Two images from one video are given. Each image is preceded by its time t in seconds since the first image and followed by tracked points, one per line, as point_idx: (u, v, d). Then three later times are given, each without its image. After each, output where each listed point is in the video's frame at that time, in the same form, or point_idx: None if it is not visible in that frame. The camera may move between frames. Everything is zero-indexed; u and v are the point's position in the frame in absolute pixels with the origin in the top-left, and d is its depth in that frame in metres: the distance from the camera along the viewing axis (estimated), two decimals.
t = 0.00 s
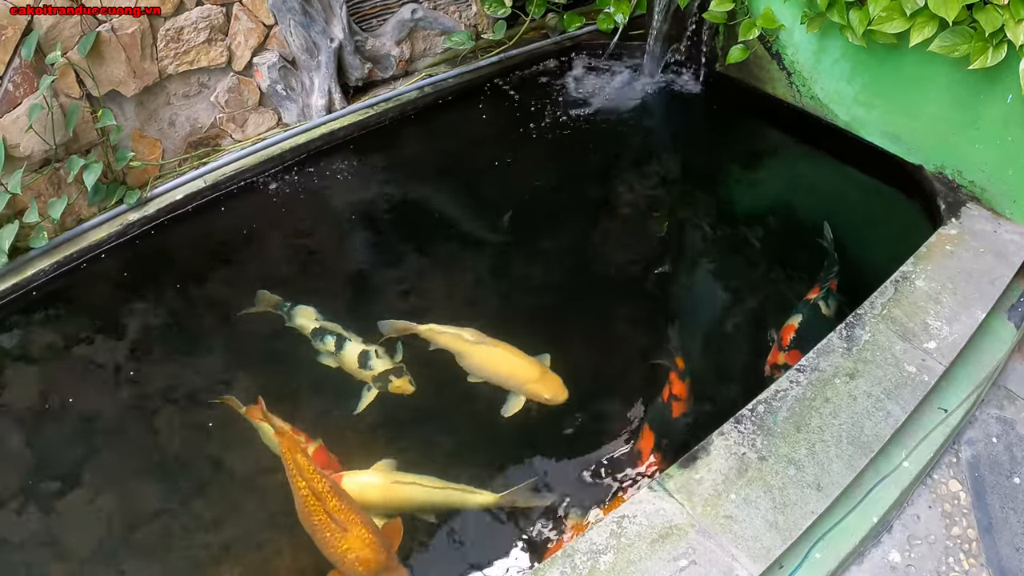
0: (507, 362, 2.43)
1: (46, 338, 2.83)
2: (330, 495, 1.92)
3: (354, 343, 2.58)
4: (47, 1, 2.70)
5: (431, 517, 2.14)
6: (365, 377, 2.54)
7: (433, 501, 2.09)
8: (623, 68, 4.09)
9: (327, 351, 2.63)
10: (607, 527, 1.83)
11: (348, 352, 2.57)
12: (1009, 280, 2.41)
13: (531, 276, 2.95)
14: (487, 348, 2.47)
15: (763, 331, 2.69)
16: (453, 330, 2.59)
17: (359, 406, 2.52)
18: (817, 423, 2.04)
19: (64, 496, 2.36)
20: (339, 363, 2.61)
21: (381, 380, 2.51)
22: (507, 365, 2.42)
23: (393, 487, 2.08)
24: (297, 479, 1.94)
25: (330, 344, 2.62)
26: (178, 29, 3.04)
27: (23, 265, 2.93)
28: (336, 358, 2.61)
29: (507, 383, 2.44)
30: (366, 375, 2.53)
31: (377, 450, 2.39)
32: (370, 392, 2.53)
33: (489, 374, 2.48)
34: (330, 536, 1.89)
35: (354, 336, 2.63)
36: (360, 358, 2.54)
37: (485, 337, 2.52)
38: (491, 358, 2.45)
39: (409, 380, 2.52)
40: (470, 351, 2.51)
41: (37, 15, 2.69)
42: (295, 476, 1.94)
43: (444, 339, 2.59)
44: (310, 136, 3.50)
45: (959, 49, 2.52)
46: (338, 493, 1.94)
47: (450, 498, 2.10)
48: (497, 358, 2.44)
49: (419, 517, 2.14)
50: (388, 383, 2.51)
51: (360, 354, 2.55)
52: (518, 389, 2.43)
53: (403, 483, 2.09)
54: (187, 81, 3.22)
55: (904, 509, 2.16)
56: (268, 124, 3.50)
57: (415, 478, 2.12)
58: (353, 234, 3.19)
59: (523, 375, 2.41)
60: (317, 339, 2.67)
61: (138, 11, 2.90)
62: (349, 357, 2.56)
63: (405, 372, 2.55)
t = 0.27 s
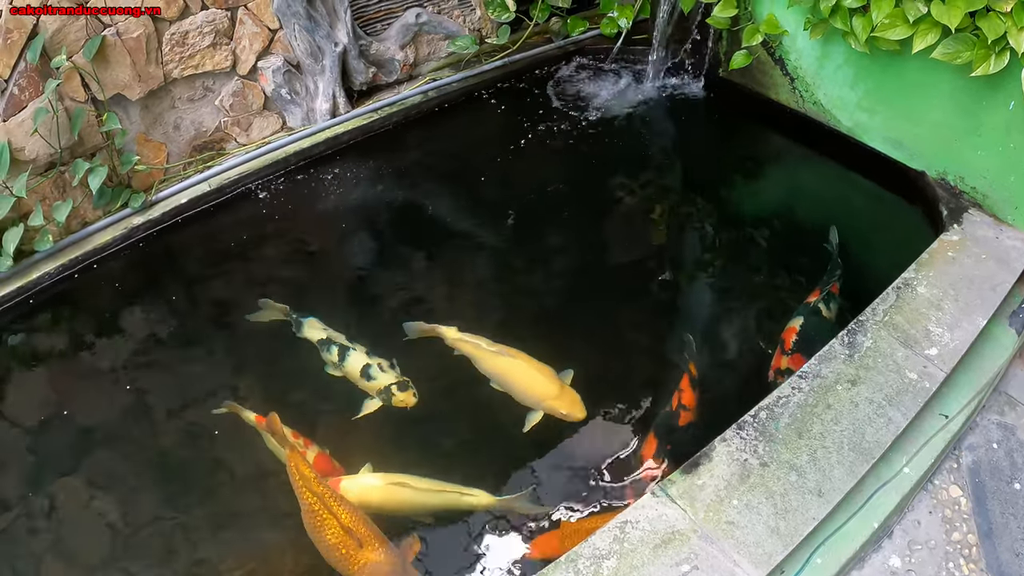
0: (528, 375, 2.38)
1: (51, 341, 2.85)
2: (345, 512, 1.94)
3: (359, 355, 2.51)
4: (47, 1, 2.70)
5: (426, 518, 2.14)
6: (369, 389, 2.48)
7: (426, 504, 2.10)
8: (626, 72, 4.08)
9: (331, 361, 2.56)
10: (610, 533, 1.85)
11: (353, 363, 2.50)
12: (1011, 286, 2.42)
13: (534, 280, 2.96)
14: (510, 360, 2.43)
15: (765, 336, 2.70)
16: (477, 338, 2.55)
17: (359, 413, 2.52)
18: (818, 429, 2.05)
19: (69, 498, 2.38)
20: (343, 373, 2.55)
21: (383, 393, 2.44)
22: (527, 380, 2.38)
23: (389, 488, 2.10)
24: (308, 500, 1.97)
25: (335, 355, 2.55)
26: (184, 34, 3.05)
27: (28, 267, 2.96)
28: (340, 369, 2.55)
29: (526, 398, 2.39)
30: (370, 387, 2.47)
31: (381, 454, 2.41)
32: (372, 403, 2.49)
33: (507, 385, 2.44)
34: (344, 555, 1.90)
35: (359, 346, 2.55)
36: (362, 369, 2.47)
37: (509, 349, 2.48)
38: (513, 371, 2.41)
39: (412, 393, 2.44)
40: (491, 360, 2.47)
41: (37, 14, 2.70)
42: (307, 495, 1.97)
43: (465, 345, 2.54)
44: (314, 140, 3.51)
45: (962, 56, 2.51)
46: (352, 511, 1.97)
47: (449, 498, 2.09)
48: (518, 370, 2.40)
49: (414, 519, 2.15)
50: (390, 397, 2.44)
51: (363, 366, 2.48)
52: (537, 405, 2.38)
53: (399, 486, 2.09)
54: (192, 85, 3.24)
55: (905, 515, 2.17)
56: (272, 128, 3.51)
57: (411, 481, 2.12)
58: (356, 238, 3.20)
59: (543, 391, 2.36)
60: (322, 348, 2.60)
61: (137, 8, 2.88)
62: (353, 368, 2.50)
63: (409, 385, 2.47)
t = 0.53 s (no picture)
0: (544, 388, 2.38)
1: (53, 342, 2.87)
2: (349, 524, 2.01)
3: (361, 366, 2.50)
4: (46, 1, 2.70)
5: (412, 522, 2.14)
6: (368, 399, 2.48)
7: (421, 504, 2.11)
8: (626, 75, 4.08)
9: (332, 371, 2.56)
10: (607, 536, 1.86)
11: (354, 374, 2.50)
12: (1009, 291, 2.42)
13: (533, 283, 2.97)
14: (528, 372, 2.42)
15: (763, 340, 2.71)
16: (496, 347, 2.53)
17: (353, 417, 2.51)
18: (815, 433, 2.06)
19: (70, 499, 2.39)
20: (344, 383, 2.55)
21: (383, 403, 2.45)
22: (544, 393, 2.38)
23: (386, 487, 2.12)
24: (316, 518, 2.04)
25: (336, 365, 2.55)
26: (185, 36, 3.07)
27: (30, 268, 2.96)
28: (341, 379, 2.54)
29: (539, 406, 2.40)
30: (370, 398, 2.47)
31: (379, 457, 2.42)
32: (370, 412, 2.50)
33: (522, 395, 2.44)
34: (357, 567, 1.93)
35: (360, 357, 2.55)
36: (364, 380, 2.47)
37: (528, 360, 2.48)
38: (531, 384, 2.41)
39: (413, 407, 2.45)
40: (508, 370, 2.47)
41: (55, 13, 2.74)
42: (312, 509, 2.05)
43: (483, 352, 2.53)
44: (315, 142, 3.52)
45: (962, 60, 2.51)
46: (358, 522, 2.03)
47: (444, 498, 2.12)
48: (535, 383, 2.40)
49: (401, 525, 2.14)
50: (392, 409, 2.44)
51: (365, 377, 2.48)
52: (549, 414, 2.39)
53: (396, 489, 2.11)
54: (194, 87, 3.25)
55: (902, 519, 2.18)
56: (273, 130, 3.52)
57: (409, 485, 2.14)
58: (356, 240, 3.21)
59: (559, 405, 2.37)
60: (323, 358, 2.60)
61: (138, 9, 2.88)
62: (354, 379, 2.50)
63: (410, 396, 2.47)
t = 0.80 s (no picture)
0: (557, 396, 2.30)
1: (52, 338, 2.87)
2: (355, 526, 1.99)
3: (360, 373, 2.42)
4: (46, 2, 2.71)
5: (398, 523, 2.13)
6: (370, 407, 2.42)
7: (411, 510, 2.09)
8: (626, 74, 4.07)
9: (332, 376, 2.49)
10: (602, 533, 1.85)
11: (354, 381, 2.42)
12: (1009, 290, 2.41)
13: (532, 280, 2.96)
14: (540, 377, 2.34)
15: (762, 337, 2.69)
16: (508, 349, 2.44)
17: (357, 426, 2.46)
18: (813, 432, 2.05)
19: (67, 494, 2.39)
20: (346, 390, 2.47)
21: (386, 411, 2.37)
22: (556, 400, 2.30)
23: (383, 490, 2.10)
24: (318, 524, 2.01)
25: (335, 371, 2.47)
26: (185, 32, 3.07)
27: (29, 264, 2.98)
28: (341, 385, 2.47)
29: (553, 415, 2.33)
30: (371, 406, 2.41)
31: (376, 454, 2.42)
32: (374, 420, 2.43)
33: (535, 401, 2.37)
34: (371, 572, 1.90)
35: (360, 362, 2.47)
36: (364, 388, 2.40)
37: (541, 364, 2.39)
38: (543, 390, 2.33)
39: (415, 412, 2.37)
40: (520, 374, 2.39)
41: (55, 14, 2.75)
42: (316, 518, 2.01)
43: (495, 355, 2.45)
44: (315, 139, 3.52)
45: (961, 59, 2.50)
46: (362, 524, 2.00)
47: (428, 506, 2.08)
48: (547, 390, 2.32)
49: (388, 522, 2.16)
50: (393, 416, 2.37)
51: (364, 384, 2.40)
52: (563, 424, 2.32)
53: (390, 491, 2.09)
54: (194, 84, 3.25)
55: (900, 518, 2.17)
56: (273, 127, 3.53)
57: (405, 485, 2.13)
58: (355, 237, 3.21)
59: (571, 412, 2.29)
60: (323, 363, 2.52)
61: (138, 9, 2.90)
62: (354, 387, 2.43)
63: (411, 402, 2.39)
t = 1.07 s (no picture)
0: (569, 400, 2.29)
1: (52, 333, 2.87)
2: (363, 528, 1.99)
3: (360, 380, 2.40)
4: (46, 1, 2.71)
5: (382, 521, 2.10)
6: (375, 412, 2.39)
7: (395, 518, 2.08)
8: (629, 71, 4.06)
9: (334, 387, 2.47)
10: (600, 531, 1.85)
11: (355, 389, 2.40)
12: (1011, 290, 2.40)
13: (532, 278, 2.95)
14: (553, 382, 2.35)
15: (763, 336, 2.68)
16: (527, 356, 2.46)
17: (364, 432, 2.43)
18: (813, 431, 2.04)
19: (66, 488, 2.40)
20: (349, 399, 2.45)
21: (392, 415, 2.36)
22: (568, 405, 2.30)
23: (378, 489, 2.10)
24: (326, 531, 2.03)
25: (336, 381, 2.45)
26: (187, 28, 3.06)
27: (31, 259, 2.98)
28: (344, 394, 2.45)
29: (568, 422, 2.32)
30: (377, 411, 2.39)
31: (375, 450, 2.42)
32: (380, 424, 2.41)
33: (550, 407, 2.37)
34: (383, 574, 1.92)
35: (360, 369, 2.44)
36: (367, 394, 2.38)
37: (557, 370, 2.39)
38: (556, 396, 2.33)
39: (424, 410, 2.37)
40: (536, 380, 2.40)
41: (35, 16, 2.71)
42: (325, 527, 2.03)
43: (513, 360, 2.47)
44: (316, 136, 3.52)
45: (964, 58, 2.50)
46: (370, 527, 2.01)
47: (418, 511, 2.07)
48: (560, 394, 2.32)
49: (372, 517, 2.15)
50: (401, 417, 2.36)
51: (367, 391, 2.38)
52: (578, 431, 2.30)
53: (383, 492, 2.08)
54: (196, 80, 3.25)
55: (901, 519, 2.16)
56: (275, 123, 3.53)
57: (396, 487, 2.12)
58: (355, 234, 3.20)
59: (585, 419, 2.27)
60: (324, 374, 2.50)
61: (137, 10, 2.90)
62: (357, 395, 2.40)
63: (418, 400, 2.38)
